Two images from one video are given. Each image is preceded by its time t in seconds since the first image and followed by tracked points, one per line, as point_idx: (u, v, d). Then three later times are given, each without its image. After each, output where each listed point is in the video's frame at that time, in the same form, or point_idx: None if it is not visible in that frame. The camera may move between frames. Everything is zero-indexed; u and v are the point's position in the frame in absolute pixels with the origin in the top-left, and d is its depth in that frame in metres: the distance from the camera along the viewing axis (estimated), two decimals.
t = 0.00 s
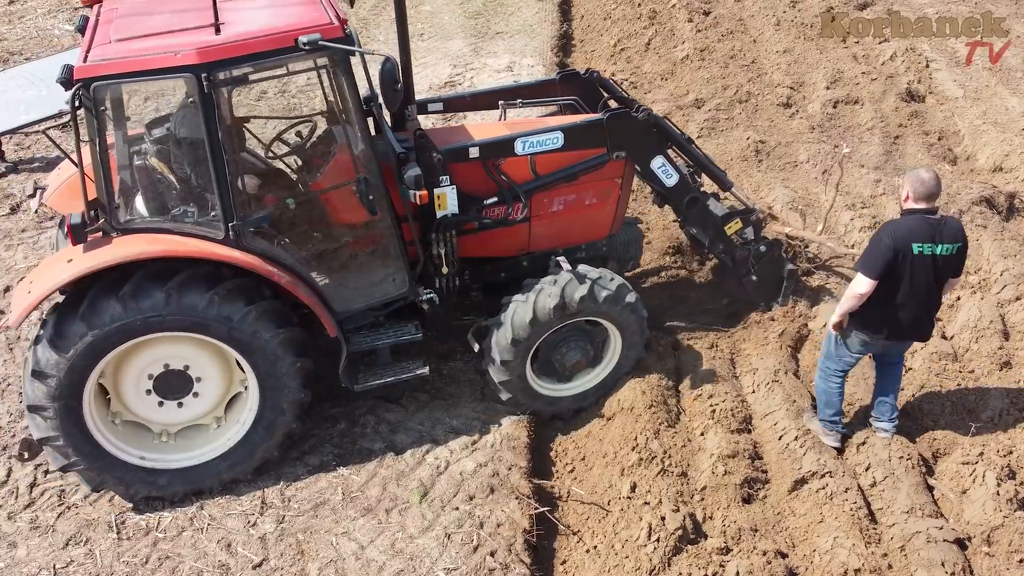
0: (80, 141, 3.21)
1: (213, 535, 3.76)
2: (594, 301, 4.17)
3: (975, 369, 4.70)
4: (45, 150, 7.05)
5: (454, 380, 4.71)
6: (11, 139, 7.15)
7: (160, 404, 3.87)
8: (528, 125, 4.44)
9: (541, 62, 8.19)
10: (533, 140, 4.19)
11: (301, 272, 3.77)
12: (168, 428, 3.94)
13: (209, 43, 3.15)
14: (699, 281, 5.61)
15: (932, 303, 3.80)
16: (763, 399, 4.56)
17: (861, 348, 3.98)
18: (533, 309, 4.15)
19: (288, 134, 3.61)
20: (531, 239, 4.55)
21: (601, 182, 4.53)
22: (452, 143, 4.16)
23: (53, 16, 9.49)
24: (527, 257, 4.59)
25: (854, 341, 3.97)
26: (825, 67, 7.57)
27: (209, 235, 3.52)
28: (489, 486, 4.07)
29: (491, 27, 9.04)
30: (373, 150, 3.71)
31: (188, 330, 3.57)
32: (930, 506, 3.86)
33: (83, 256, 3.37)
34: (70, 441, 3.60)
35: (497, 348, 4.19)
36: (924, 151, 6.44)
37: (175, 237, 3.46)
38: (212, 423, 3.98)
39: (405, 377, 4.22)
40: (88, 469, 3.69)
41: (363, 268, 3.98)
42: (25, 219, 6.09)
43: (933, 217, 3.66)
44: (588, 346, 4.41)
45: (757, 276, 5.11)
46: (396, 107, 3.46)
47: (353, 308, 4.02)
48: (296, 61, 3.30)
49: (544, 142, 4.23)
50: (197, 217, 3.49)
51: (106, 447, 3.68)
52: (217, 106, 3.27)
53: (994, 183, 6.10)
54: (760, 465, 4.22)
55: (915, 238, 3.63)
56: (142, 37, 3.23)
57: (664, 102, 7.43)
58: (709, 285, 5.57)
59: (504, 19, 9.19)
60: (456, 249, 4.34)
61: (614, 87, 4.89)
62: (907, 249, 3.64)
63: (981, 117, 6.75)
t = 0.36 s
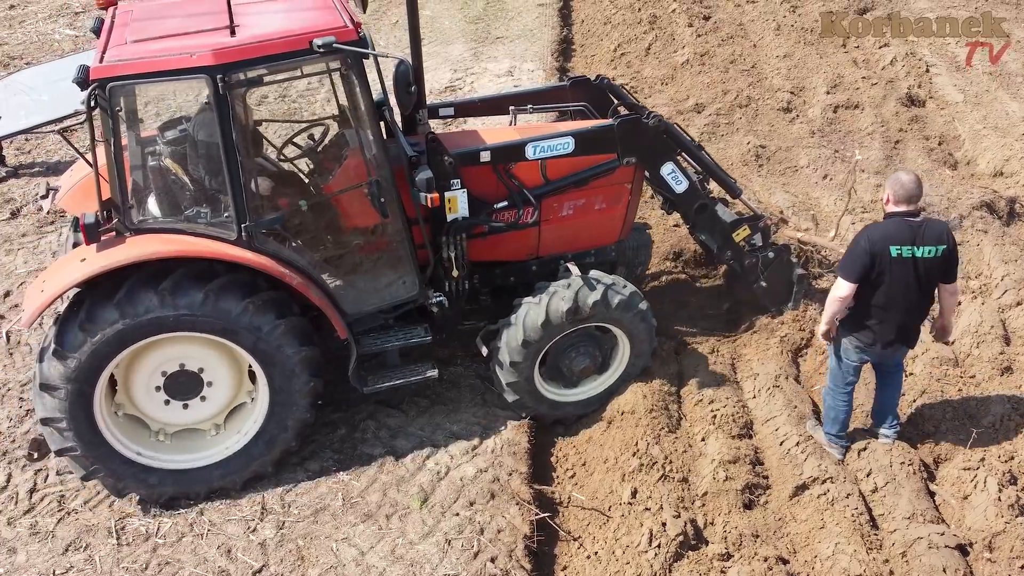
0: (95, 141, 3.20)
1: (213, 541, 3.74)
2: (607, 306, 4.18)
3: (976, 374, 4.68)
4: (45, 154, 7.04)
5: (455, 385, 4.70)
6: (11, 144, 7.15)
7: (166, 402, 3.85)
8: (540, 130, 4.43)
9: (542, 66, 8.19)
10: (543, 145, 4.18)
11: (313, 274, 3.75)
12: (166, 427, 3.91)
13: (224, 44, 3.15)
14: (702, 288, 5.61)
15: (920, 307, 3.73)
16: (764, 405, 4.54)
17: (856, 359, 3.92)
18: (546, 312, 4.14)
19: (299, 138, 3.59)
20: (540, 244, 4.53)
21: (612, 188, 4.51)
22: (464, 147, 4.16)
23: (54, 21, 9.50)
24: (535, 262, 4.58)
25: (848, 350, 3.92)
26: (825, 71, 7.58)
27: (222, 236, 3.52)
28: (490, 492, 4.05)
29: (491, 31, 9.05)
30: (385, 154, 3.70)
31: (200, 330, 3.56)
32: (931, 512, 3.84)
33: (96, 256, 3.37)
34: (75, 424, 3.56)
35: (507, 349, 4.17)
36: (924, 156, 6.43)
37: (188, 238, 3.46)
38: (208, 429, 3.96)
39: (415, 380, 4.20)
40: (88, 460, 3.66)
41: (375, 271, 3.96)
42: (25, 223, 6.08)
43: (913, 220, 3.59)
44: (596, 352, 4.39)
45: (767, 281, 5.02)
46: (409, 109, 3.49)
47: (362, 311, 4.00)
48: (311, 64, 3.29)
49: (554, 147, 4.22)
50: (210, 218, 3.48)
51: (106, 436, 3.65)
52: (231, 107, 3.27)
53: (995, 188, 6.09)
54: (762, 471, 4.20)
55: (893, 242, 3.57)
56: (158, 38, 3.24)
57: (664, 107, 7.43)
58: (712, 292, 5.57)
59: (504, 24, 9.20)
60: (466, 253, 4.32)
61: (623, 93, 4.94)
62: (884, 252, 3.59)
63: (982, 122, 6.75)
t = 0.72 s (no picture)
0: (98, 145, 3.21)
1: (213, 550, 3.71)
2: (607, 315, 4.15)
3: (978, 382, 4.66)
4: (45, 161, 7.02)
5: (456, 394, 4.67)
6: (12, 152, 7.14)
7: (160, 400, 3.81)
8: (542, 138, 4.42)
9: (542, 75, 8.20)
10: (544, 153, 4.17)
11: (314, 280, 3.73)
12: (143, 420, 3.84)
13: (226, 49, 3.14)
14: (704, 296, 5.60)
15: (918, 318, 3.71)
16: (766, 414, 4.52)
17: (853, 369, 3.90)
18: (545, 321, 4.12)
19: (303, 145, 3.59)
20: (541, 252, 4.52)
21: (613, 196, 4.50)
22: (465, 155, 4.15)
23: (55, 29, 9.51)
24: (536, 270, 4.57)
25: (846, 360, 3.91)
26: (825, 79, 7.59)
27: (223, 240, 3.49)
28: (491, 501, 4.02)
29: (492, 40, 9.07)
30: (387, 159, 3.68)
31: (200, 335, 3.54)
32: (933, 521, 3.81)
33: (98, 258, 3.35)
34: (73, 393, 3.49)
35: (506, 359, 4.15)
36: (925, 164, 6.43)
37: (190, 242, 3.44)
38: (179, 438, 3.93)
39: (414, 388, 4.17)
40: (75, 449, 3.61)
41: (375, 277, 3.95)
42: (26, 231, 6.07)
43: (912, 233, 3.56)
44: (596, 360, 4.37)
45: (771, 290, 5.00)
46: (410, 114, 3.47)
47: (362, 317, 3.97)
48: (313, 69, 3.29)
49: (556, 155, 4.21)
50: (211, 222, 3.47)
51: (94, 415, 3.57)
52: (233, 112, 3.25)
53: (995, 196, 6.09)
54: (764, 480, 4.18)
55: (891, 255, 3.55)
56: (160, 43, 3.24)
57: (665, 114, 7.44)
58: (714, 300, 5.56)
59: (505, 32, 9.22)
60: (467, 260, 4.30)
61: (627, 102, 4.88)
62: (883, 265, 3.57)
63: (982, 130, 6.75)
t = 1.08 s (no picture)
0: (93, 160, 3.17)
1: (212, 560, 3.68)
2: (601, 327, 4.13)
3: (978, 392, 4.63)
4: (46, 171, 7.02)
5: (455, 403, 4.65)
6: (13, 161, 7.14)
7: (152, 409, 3.77)
8: (540, 151, 4.41)
9: (542, 84, 8.21)
10: (542, 166, 4.15)
11: (310, 293, 3.73)
12: (127, 423, 3.78)
13: (222, 65, 3.14)
14: (705, 305, 5.58)
15: (922, 330, 3.69)
16: (766, 424, 4.50)
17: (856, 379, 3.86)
18: (539, 335, 4.10)
19: (299, 157, 3.59)
20: (538, 264, 4.51)
21: (610, 208, 4.49)
22: (462, 167, 4.13)
23: (56, 38, 9.53)
24: (534, 282, 4.56)
25: (850, 371, 3.86)
26: (825, 89, 7.59)
27: (219, 255, 3.48)
28: (491, 511, 3.99)
29: (492, 49, 9.09)
30: (384, 173, 3.68)
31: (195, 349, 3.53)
32: (934, 532, 3.79)
33: (94, 274, 3.35)
34: (78, 384, 3.44)
35: (501, 374, 4.15)
36: (925, 173, 6.43)
37: (184, 256, 3.44)
38: (154, 448, 3.88)
39: (410, 401, 4.14)
40: (61, 446, 3.55)
41: (371, 290, 3.94)
42: (26, 240, 6.06)
43: (920, 244, 3.54)
44: (593, 373, 4.35)
45: (770, 301, 4.98)
46: (406, 132, 3.44)
47: (359, 330, 3.97)
48: (310, 84, 3.29)
49: (553, 168, 4.19)
50: (207, 236, 3.46)
51: (88, 411, 3.52)
52: (229, 126, 3.25)
53: (995, 205, 6.08)
54: (764, 490, 4.15)
55: (900, 267, 3.51)
56: (157, 58, 3.23)
57: (665, 124, 7.45)
58: (714, 309, 5.54)
59: (504, 42, 9.24)
60: (464, 272, 4.29)
61: (624, 114, 4.83)
62: (893, 277, 3.53)
63: (982, 139, 6.75)
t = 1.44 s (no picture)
0: (94, 172, 3.16)
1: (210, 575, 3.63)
2: (603, 340, 4.10)
3: (978, 406, 4.61)
4: (46, 184, 7.00)
5: (455, 417, 4.62)
6: (14, 174, 7.14)
7: (152, 422, 3.74)
8: (540, 163, 4.41)
9: (541, 97, 8.23)
10: (542, 178, 4.15)
11: (309, 305, 3.70)
12: (126, 436, 3.74)
13: (224, 77, 3.13)
14: (705, 318, 5.56)
15: (935, 342, 3.67)
16: (766, 437, 4.46)
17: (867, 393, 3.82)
18: (540, 347, 4.08)
19: (300, 169, 3.58)
20: (539, 276, 4.50)
21: (611, 220, 4.48)
22: (462, 180, 4.13)
23: (57, 51, 9.55)
24: (535, 294, 4.54)
25: (861, 385, 3.82)
26: (824, 102, 7.61)
27: (219, 267, 3.46)
28: (491, 526, 3.95)
29: (492, 63, 9.12)
30: (384, 185, 3.67)
31: (196, 360, 3.50)
32: (935, 546, 3.75)
33: (94, 286, 3.33)
34: (78, 396, 3.41)
35: (502, 386, 4.12)
36: (924, 187, 6.43)
37: (186, 268, 3.41)
38: (153, 461, 3.84)
39: (411, 413, 4.11)
40: (60, 458, 3.51)
41: (372, 302, 3.92)
42: (25, 253, 6.03)
43: (935, 256, 3.54)
44: (594, 386, 4.32)
45: (773, 310, 4.96)
46: (406, 143, 3.43)
47: (359, 342, 3.94)
48: (310, 97, 3.28)
49: (553, 180, 4.18)
50: (207, 249, 3.44)
51: (88, 423, 3.48)
52: (229, 138, 3.24)
53: (995, 218, 6.07)
54: (765, 505, 4.10)
55: (919, 279, 3.49)
56: (159, 71, 3.22)
57: (664, 137, 7.46)
58: (714, 322, 5.52)
59: (504, 55, 9.27)
60: (464, 284, 4.27)
61: (624, 127, 4.83)
62: (911, 289, 3.50)
63: (981, 152, 6.75)
